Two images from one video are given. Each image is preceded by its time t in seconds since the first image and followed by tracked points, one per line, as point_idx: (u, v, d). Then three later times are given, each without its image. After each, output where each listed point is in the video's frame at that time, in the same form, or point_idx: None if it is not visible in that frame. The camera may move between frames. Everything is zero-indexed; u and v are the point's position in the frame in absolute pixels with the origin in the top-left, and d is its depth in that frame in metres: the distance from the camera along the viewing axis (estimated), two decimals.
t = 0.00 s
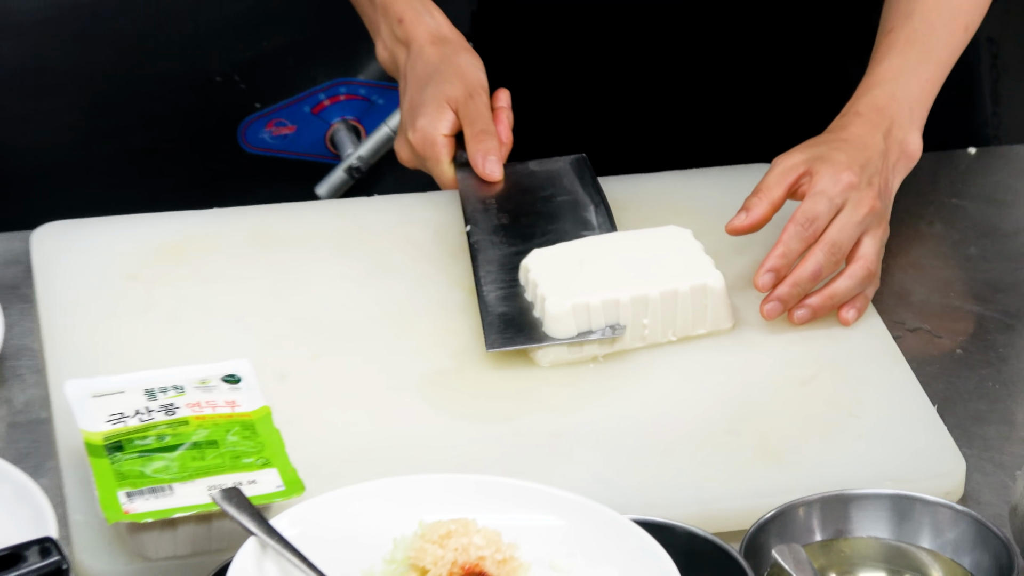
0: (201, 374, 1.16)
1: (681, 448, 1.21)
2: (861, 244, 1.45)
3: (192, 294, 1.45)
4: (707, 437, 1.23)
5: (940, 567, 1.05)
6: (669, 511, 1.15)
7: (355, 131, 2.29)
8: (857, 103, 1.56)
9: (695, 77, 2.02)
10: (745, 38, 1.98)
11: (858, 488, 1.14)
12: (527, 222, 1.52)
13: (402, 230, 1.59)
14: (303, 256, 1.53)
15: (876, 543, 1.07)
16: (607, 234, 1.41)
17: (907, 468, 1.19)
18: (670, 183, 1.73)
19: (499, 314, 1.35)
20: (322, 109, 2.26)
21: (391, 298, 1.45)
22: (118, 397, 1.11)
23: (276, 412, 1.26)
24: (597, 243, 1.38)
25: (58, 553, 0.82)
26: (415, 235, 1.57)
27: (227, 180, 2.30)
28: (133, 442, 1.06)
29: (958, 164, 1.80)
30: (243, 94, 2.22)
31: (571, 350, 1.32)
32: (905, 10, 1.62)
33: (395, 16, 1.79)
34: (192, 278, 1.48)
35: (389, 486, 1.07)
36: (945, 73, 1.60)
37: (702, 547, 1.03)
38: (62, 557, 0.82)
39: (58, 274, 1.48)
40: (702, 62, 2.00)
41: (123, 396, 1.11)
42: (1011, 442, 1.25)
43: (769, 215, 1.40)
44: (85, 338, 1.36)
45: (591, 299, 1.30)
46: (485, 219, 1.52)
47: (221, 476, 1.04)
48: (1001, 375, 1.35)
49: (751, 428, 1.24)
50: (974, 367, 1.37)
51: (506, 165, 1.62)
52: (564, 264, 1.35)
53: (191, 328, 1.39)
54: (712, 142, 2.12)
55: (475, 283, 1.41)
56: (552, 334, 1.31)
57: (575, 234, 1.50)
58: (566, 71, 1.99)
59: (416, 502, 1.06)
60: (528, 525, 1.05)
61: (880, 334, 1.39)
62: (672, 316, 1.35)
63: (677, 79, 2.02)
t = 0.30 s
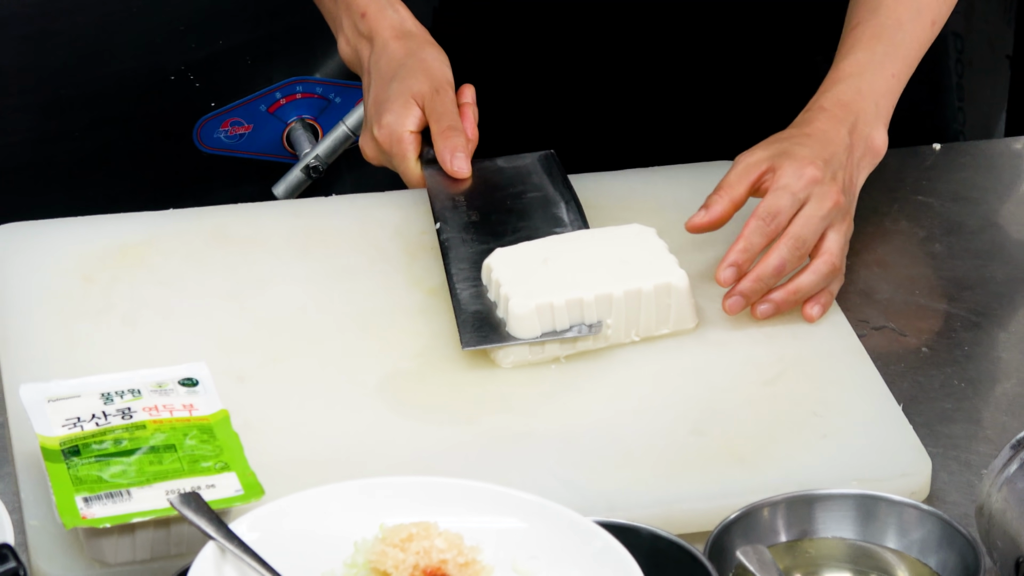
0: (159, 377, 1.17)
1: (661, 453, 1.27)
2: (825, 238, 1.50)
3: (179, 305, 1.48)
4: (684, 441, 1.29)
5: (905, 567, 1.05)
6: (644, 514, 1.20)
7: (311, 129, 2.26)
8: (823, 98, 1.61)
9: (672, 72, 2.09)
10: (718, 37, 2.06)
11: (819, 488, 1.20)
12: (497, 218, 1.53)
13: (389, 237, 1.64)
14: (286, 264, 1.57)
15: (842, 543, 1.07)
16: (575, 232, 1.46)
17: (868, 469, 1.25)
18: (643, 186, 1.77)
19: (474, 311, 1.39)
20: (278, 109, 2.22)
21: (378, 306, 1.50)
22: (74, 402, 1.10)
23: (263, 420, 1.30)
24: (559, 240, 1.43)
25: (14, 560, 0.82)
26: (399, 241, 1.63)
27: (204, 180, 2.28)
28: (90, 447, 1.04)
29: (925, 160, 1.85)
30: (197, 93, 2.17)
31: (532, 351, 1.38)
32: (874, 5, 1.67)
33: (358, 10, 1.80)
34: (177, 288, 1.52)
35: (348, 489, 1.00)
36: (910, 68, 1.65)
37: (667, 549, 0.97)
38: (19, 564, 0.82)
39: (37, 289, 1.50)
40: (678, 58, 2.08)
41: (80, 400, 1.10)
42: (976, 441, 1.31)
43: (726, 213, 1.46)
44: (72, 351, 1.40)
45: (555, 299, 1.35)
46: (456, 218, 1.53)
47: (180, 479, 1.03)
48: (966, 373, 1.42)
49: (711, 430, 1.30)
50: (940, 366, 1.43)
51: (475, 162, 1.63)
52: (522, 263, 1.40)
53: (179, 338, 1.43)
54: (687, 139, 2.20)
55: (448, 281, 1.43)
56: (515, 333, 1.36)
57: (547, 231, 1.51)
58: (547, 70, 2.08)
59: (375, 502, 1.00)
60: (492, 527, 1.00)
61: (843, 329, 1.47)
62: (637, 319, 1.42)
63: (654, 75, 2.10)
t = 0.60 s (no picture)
0: (148, 378, 1.17)
1: (653, 452, 1.27)
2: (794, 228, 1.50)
3: (170, 305, 1.48)
4: (676, 440, 1.29)
5: (896, 567, 1.05)
6: (636, 513, 1.20)
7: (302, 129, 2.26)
8: (802, 95, 1.62)
9: (662, 70, 2.10)
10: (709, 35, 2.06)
11: (810, 488, 1.19)
12: (498, 216, 1.53)
13: (381, 238, 1.64)
14: (278, 264, 1.57)
15: (833, 543, 1.07)
16: (572, 232, 1.45)
17: (858, 468, 1.25)
18: (635, 187, 1.76)
19: (475, 310, 1.39)
20: (268, 108, 2.22)
21: (368, 306, 1.50)
22: (64, 402, 1.10)
23: (253, 421, 1.29)
24: (557, 242, 1.43)
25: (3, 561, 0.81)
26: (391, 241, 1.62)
27: (197, 179, 2.27)
28: (81, 447, 1.04)
29: (916, 158, 1.85)
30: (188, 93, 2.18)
31: (522, 351, 1.38)
32: (861, 4, 1.67)
33: (353, 8, 1.79)
34: (170, 289, 1.52)
35: (339, 488, 1.00)
36: (895, 68, 1.65)
37: (657, 548, 0.97)
38: (8, 564, 0.82)
39: (29, 290, 1.50)
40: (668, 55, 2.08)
41: (70, 401, 1.10)
42: (968, 440, 1.31)
43: (679, 203, 1.50)
44: (64, 351, 1.39)
45: (548, 299, 1.35)
46: (455, 215, 1.52)
47: (170, 480, 1.03)
48: (957, 372, 1.42)
49: (702, 429, 1.30)
50: (931, 366, 1.43)
51: (474, 160, 1.62)
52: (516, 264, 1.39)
53: (172, 339, 1.42)
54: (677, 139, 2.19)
55: (451, 276, 1.43)
56: (508, 332, 1.36)
57: (547, 228, 1.52)
58: (539, 66, 2.08)
59: (366, 501, 1.00)
60: (483, 527, 1.00)
61: (834, 329, 1.47)
62: (627, 318, 1.42)
63: (643, 75, 2.10)
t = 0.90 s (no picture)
0: (148, 378, 1.17)
1: (654, 452, 1.27)
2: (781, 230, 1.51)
3: (170, 305, 1.48)
4: (676, 439, 1.29)
5: (897, 567, 1.05)
6: (636, 513, 1.20)
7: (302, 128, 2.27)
8: (797, 98, 1.63)
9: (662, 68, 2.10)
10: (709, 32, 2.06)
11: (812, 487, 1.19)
12: (507, 215, 1.52)
13: (381, 238, 1.64)
14: (279, 264, 1.57)
15: (833, 543, 1.07)
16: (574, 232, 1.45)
17: (859, 468, 1.25)
18: (635, 187, 1.76)
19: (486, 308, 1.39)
20: (269, 108, 2.23)
21: (369, 306, 1.50)
22: (64, 402, 1.10)
23: (253, 421, 1.29)
24: (560, 242, 1.43)
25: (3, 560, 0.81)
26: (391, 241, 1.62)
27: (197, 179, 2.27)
28: (81, 447, 1.04)
29: (917, 158, 1.85)
30: (188, 93, 2.18)
31: (523, 351, 1.38)
32: (860, 8, 1.66)
33: (362, 6, 1.80)
34: (170, 288, 1.52)
35: (340, 489, 1.00)
36: (893, 74, 1.65)
37: (658, 548, 0.97)
38: (8, 564, 0.82)
39: (29, 289, 1.50)
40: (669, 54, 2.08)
41: (70, 401, 1.10)
42: (968, 440, 1.31)
43: (669, 207, 1.54)
44: (64, 351, 1.40)
45: (552, 298, 1.35)
46: (464, 214, 1.51)
47: (171, 480, 1.03)
48: (957, 372, 1.42)
49: (702, 429, 1.30)
50: (931, 366, 1.43)
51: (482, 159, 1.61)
52: (518, 263, 1.39)
53: (172, 339, 1.42)
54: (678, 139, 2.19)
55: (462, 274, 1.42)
56: (511, 331, 1.36)
57: (557, 227, 1.51)
58: (541, 64, 2.09)
59: (366, 501, 1.00)
60: (483, 527, 1.00)
61: (835, 330, 1.47)
62: (628, 319, 1.42)
63: (644, 73, 2.10)
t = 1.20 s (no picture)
0: (148, 378, 1.17)
1: (654, 452, 1.27)
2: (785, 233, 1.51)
3: (170, 305, 1.48)
4: (676, 439, 1.29)
5: (897, 567, 1.05)
6: (635, 513, 1.20)
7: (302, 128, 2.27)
8: (801, 102, 1.62)
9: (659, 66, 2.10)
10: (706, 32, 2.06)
11: (812, 487, 1.19)
12: (520, 214, 1.52)
13: (381, 237, 1.64)
14: (279, 264, 1.57)
15: (833, 543, 1.07)
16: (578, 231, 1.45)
17: (859, 469, 1.25)
18: (635, 187, 1.76)
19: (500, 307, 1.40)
20: (269, 108, 2.23)
21: (369, 307, 1.50)
22: (64, 402, 1.10)
23: (253, 421, 1.29)
24: (563, 241, 1.43)
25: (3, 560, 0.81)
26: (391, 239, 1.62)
27: (197, 179, 2.27)
28: (81, 447, 1.04)
29: (918, 158, 1.85)
30: (188, 93, 2.17)
31: (523, 352, 1.38)
32: (864, 13, 1.66)
33: (373, 5, 1.80)
34: (170, 289, 1.52)
35: (341, 489, 1.00)
36: (896, 80, 1.65)
37: (657, 548, 0.97)
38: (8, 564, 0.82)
39: (29, 290, 1.50)
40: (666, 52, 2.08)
41: (70, 401, 1.10)
42: (968, 440, 1.31)
43: (680, 216, 1.52)
44: (64, 351, 1.40)
45: (556, 299, 1.35)
46: (477, 212, 1.51)
47: (171, 480, 1.03)
48: (957, 372, 1.42)
49: (703, 429, 1.30)
50: (931, 366, 1.43)
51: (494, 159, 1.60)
52: (521, 263, 1.40)
53: (173, 339, 1.42)
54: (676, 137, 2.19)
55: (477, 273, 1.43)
56: (516, 331, 1.36)
57: (569, 225, 1.51)
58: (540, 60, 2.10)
59: (367, 502, 1.00)
60: (482, 527, 1.00)
61: (836, 331, 1.47)
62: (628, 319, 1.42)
63: (657, 77, 2.11)
